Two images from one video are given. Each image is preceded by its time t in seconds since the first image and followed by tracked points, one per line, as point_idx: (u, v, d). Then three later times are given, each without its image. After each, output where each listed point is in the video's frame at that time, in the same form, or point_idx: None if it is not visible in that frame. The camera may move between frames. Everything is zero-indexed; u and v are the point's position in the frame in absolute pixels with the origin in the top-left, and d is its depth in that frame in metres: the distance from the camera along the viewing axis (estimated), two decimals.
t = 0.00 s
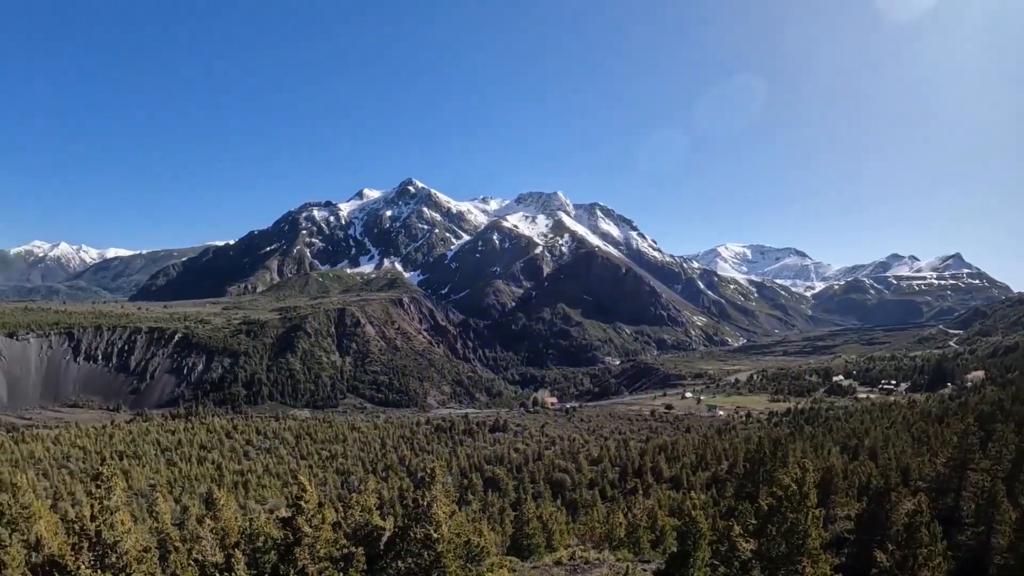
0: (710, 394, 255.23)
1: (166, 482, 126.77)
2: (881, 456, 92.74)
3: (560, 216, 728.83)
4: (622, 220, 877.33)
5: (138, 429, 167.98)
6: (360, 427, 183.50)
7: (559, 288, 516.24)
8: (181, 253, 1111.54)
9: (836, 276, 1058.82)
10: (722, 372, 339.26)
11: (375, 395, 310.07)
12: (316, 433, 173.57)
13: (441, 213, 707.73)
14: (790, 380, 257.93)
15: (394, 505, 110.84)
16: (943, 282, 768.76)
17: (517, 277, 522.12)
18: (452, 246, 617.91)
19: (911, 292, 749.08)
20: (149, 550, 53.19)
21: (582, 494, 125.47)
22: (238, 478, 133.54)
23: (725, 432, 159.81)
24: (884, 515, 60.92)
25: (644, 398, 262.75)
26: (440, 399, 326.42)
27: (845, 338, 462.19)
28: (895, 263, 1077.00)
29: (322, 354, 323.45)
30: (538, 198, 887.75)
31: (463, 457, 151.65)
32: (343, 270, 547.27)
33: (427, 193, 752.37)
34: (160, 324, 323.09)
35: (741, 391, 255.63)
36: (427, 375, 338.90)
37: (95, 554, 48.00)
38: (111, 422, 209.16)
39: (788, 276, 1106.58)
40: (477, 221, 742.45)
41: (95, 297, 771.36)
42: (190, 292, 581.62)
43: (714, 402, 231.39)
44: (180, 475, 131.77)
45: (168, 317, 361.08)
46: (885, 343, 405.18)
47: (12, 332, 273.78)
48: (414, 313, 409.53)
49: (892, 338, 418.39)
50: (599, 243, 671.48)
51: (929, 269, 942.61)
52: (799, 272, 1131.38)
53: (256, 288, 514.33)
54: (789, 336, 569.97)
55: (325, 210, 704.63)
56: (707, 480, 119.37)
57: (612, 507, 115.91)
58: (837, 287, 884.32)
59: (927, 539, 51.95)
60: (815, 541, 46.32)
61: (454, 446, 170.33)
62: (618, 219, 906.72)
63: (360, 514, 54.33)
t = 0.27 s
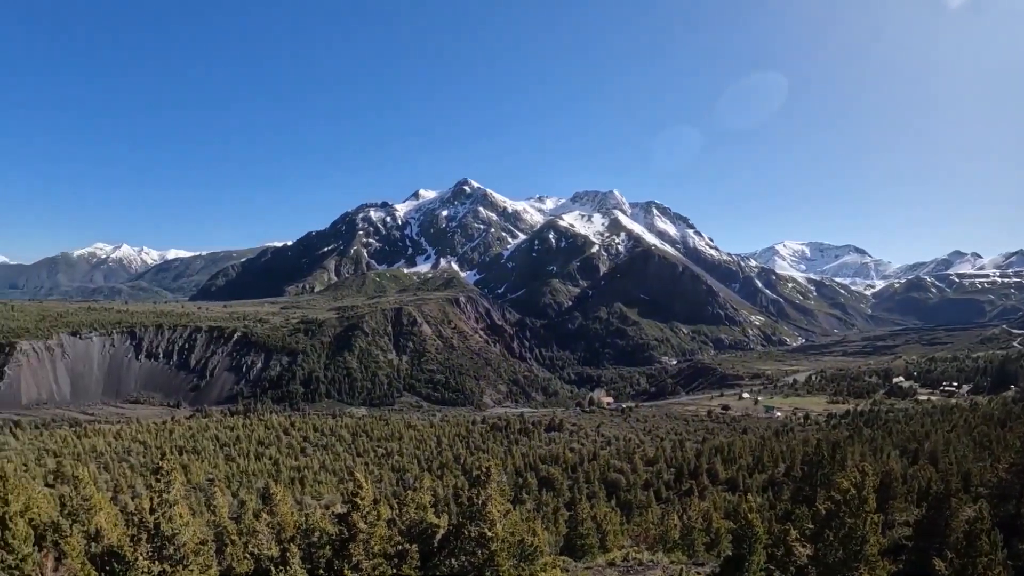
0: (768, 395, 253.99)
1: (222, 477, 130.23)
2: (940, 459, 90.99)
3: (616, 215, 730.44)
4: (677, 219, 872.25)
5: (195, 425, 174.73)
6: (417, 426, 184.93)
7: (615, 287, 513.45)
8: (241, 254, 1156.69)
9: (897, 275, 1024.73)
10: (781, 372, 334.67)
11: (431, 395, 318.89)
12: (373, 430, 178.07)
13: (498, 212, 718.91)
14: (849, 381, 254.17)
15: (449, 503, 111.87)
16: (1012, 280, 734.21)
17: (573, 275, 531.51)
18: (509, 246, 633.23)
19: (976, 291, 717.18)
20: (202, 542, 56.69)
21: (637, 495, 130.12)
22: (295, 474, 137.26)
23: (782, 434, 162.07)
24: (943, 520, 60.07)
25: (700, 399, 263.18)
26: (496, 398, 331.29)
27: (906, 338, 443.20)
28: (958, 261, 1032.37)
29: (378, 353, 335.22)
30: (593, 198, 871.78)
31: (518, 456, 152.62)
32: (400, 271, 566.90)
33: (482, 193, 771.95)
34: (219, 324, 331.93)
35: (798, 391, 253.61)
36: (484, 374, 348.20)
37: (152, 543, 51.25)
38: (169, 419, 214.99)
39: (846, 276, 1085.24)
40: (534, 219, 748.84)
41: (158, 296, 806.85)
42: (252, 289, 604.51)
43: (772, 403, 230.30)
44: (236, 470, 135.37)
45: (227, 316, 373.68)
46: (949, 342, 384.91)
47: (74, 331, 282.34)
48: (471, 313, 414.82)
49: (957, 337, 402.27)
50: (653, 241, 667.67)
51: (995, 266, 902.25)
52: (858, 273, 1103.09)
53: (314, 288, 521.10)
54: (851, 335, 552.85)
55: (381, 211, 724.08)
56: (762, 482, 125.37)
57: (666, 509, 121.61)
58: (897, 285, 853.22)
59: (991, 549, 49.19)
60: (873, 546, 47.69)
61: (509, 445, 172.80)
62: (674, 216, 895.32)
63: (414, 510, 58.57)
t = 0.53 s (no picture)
0: (826, 396, 252.82)
1: (281, 473, 137.42)
2: (1001, 468, 104.69)
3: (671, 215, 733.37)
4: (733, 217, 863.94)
5: (254, 422, 186.33)
6: (471, 425, 192.20)
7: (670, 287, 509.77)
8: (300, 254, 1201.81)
9: (961, 273, 985.64)
10: (841, 372, 332.44)
11: (486, 394, 325.81)
12: (427, 429, 186.79)
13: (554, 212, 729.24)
14: (911, 383, 250.91)
15: (505, 502, 115.57)
16: None
17: (629, 274, 536.95)
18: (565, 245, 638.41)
19: None
20: (259, 535, 57.00)
21: (692, 497, 135.11)
22: (350, 471, 143.11)
23: (841, 436, 164.25)
24: (1005, 528, 66.11)
25: (758, 400, 263.44)
26: (552, 398, 337.64)
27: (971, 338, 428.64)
28: None
29: (435, 353, 345.61)
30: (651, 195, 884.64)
31: (572, 456, 156.25)
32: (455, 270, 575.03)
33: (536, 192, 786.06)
34: (278, 323, 348.44)
35: (858, 393, 251.43)
36: (540, 374, 354.27)
37: (209, 536, 52.55)
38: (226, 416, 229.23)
39: (905, 275, 1052.19)
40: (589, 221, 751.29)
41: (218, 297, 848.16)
42: (312, 289, 629.61)
43: (832, 404, 229.77)
44: (294, 467, 143.39)
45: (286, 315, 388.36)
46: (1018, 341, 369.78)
47: (138, 331, 302.66)
48: (527, 313, 427.93)
49: None
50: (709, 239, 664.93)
51: None
52: (918, 272, 1067.16)
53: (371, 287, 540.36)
54: (913, 335, 538.92)
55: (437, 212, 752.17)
56: (820, 485, 131.51)
57: (720, 511, 125.80)
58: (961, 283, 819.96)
59: None
60: (933, 555, 54.61)
61: (565, 444, 178.01)
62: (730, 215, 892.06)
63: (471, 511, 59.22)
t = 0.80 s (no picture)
0: (876, 398, 267.28)
1: (328, 470, 164.56)
2: None
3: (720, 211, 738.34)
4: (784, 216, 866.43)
5: (304, 420, 216.19)
6: (517, 425, 221.45)
7: (720, 285, 527.11)
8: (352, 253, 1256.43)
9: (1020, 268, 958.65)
10: (890, 373, 346.19)
11: (535, 393, 348.27)
12: (475, 428, 213.17)
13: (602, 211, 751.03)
14: (959, 386, 264.68)
15: (552, 502, 138.64)
16: None
17: (678, 274, 553.15)
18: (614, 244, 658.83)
19: None
20: (308, 531, 68.24)
21: (740, 500, 154.65)
22: (398, 469, 169.47)
23: (888, 440, 181.80)
24: None
25: (806, 401, 279.77)
26: (601, 397, 359.45)
27: None
28: None
29: (483, 352, 372.47)
30: (699, 194, 905.31)
31: (621, 457, 178.32)
32: (507, 271, 606.04)
33: (586, 192, 804.78)
34: (327, 323, 385.83)
35: (907, 395, 265.56)
36: (589, 374, 376.51)
37: (276, 533, 63.17)
38: (278, 413, 261.40)
39: (959, 272, 1026.52)
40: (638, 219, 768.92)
41: (271, 297, 902.63)
42: (365, 287, 668.26)
43: (881, 406, 245.51)
44: (343, 464, 169.88)
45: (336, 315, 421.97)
46: None
47: (190, 330, 343.25)
48: (576, 312, 453.61)
49: None
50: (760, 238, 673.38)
51: None
52: (973, 267, 1040.94)
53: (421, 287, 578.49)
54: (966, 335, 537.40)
55: (484, 211, 792.43)
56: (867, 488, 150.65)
57: (770, 514, 144.75)
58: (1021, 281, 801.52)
59: None
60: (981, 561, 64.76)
61: (612, 445, 200.00)
62: (780, 213, 896.86)
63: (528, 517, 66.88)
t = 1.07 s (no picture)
0: (919, 399, 262.10)
1: (367, 468, 165.94)
2: None
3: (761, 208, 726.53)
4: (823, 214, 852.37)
5: (342, 418, 224.38)
6: (557, 425, 222.89)
7: (760, 285, 521.18)
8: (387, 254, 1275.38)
9: None
10: (934, 373, 338.13)
11: (574, 392, 348.48)
12: (514, 428, 216.08)
13: (640, 209, 747.82)
14: (1005, 388, 258.45)
15: (590, 502, 138.46)
16: None
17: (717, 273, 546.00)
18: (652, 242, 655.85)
19: None
20: (342, 529, 61.05)
21: (779, 502, 151.72)
22: (436, 468, 170.29)
23: (933, 442, 178.61)
24: None
25: (847, 402, 275.11)
26: (639, 397, 357.99)
27: None
28: None
29: (522, 352, 374.06)
30: (737, 193, 896.81)
31: (660, 456, 177.14)
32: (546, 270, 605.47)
33: (624, 191, 801.91)
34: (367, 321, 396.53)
35: (952, 396, 259.49)
36: (627, 373, 375.12)
37: (295, 529, 56.08)
38: (313, 412, 269.18)
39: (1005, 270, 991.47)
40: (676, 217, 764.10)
41: (309, 298, 922.14)
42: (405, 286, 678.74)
43: (925, 407, 240.68)
44: (380, 462, 171.46)
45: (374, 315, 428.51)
46: None
47: (230, 329, 356.49)
48: (615, 311, 450.97)
49: None
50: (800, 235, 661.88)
51: None
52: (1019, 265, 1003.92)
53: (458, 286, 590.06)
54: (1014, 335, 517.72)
55: (523, 211, 797.21)
56: (909, 493, 147.77)
57: (809, 516, 141.09)
58: None
59: None
60: None
61: (651, 445, 200.60)
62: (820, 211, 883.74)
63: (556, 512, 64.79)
